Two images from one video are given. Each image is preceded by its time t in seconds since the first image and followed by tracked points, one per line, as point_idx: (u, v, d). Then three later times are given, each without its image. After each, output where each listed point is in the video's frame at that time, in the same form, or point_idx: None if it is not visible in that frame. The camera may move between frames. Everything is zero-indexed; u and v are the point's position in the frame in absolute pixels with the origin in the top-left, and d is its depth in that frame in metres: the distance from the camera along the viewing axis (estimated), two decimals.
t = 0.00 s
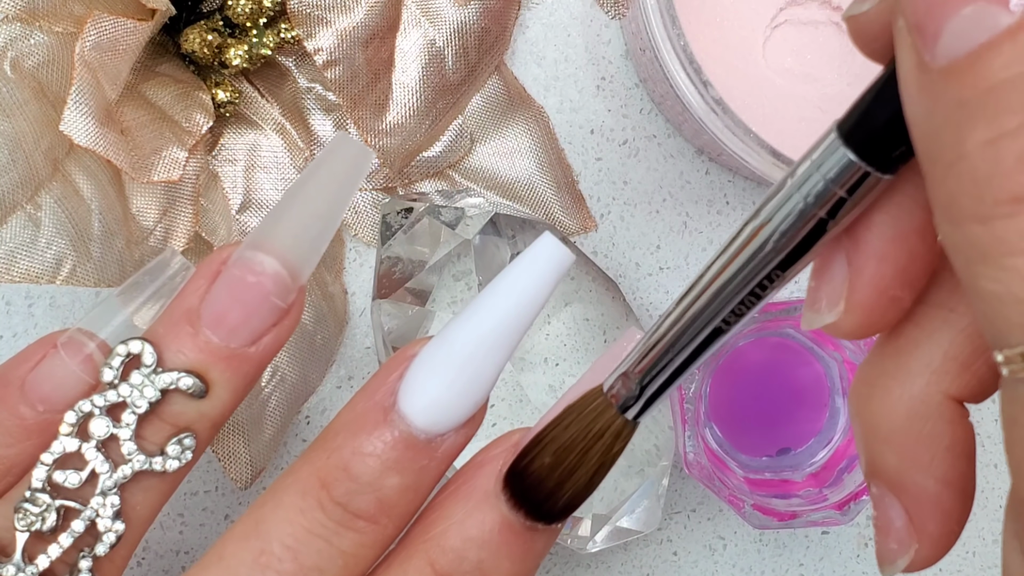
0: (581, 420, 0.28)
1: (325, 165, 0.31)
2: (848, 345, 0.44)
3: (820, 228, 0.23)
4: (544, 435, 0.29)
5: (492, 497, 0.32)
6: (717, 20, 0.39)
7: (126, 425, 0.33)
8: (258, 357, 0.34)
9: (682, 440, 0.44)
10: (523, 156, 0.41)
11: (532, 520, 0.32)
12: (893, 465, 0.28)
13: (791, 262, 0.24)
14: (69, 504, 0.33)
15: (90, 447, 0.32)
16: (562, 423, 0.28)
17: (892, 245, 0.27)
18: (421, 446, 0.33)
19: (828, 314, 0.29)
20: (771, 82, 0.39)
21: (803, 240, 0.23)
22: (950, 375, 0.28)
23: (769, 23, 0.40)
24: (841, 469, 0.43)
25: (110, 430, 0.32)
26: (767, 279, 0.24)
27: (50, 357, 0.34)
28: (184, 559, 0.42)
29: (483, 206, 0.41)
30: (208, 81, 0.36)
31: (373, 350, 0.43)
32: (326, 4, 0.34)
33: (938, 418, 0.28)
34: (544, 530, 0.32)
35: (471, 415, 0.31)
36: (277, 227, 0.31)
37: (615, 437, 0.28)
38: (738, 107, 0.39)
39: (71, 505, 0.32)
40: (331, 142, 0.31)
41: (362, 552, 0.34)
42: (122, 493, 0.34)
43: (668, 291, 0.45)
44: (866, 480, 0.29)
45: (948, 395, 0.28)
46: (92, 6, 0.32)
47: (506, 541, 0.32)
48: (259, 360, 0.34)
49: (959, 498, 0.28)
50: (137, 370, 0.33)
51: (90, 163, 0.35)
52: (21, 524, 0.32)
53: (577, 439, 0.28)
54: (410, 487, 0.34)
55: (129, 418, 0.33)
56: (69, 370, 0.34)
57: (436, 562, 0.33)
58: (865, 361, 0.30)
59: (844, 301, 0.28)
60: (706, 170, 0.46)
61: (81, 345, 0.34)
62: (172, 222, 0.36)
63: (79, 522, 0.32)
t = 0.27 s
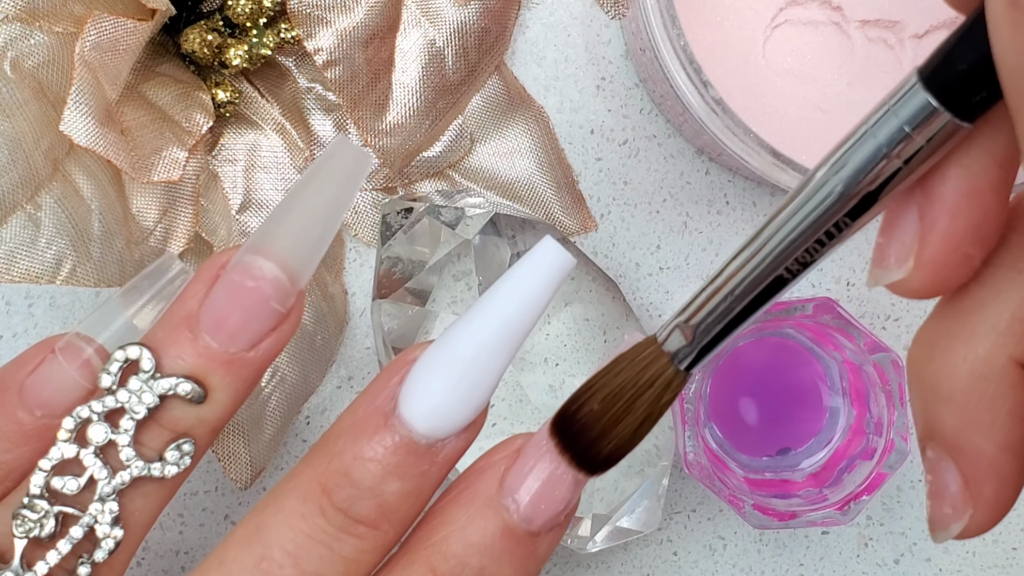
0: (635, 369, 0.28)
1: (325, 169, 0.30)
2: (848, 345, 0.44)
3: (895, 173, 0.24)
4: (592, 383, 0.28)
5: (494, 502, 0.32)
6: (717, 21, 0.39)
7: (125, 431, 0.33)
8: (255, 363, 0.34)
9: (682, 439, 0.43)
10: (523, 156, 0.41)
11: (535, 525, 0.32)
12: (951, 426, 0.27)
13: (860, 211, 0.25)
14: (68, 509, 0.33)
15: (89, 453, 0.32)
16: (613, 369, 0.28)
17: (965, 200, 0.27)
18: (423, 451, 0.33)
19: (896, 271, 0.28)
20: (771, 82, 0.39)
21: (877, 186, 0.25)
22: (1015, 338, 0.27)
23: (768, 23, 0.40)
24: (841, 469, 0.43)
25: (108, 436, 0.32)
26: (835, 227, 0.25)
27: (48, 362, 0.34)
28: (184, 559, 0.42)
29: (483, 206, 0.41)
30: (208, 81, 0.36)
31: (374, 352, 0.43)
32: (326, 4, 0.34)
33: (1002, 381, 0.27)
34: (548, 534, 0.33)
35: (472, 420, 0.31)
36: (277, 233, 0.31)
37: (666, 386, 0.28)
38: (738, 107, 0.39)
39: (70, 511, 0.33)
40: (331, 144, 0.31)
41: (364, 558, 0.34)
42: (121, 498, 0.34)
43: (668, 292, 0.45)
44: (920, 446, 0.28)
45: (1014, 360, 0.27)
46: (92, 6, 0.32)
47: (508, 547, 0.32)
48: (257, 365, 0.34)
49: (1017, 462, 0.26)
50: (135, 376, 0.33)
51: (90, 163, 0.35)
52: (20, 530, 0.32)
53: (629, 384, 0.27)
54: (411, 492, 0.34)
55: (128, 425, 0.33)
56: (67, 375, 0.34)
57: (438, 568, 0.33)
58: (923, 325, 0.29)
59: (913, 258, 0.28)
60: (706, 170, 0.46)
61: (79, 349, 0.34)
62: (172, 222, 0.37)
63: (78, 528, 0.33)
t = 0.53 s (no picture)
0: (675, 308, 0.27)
1: (322, 170, 0.31)
2: (848, 345, 0.44)
3: (927, 131, 0.23)
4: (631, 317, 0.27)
5: (491, 506, 0.32)
6: (717, 21, 0.39)
7: (121, 432, 0.33)
8: (253, 364, 0.34)
9: (682, 439, 0.43)
10: (523, 156, 0.41)
11: (533, 528, 0.32)
12: (978, 379, 0.26)
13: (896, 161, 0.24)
14: (63, 511, 0.32)
15: (84, 454, 0.32)
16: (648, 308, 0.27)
17: (1001, 152, 0.25)
18: (419, 453, 0.33)
19: (929, 221, 0.27)
20: (771, 82, 0.39)
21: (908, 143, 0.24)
22: None
23: (769, 23, 0.39)
24: (841, 469, 0.43)
25: (104, 437, 0.32)
26: (869, 180, 0.25)
27: (45, 363, 0.34)
28: (184, 559, 0.42)
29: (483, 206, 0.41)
30: (208, 81, 0.36)
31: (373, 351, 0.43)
32: (326, 4, 0.34)
33: None
34: (547, 537, 0.33)
35: (469, 422, 0.31)
36: (274, 231, 0.31)
37: (703, 323, 0.27)
38: (739, 107, 0.39)
39: (66, 512, 0.32)
40: (330, 146, 0.31)
41: (362, 560, 0.34)
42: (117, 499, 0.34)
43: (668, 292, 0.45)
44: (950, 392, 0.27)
45: None
46: (92, 6, 0.32)
47: (505, 551, 0.32)
48: (254, 367, 0.34)
49: None
50: (131, 377, 0.33)
51: (90, 163, 0.35)
52: (14, 532, 0.32)
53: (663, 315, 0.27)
54: (408, 494, 0.34)
55: (123, 426, 0.33)
56: (63, 376, 0.34)
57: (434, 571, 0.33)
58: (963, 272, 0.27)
59: (946, 209, 0.26)
60: (706, 170, 0.46)
61: (75, 350, 0.34)
62: (172, 222, 0.37)
63: (74, 529, 0.32)
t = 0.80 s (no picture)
0: (656, 412, 0.26)
1: (313, 155, 0.31)
2: (848, 345, 0.44)
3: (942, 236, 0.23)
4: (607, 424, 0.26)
5: (470, 490, 0.32)
6: (717, 21, 0.39)
7: (109, 412, 0.33)
8: (241, 346, 0.34)
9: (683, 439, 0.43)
10: (523, 156, 0.41)
11: (512, 511, 0.32)
12: (971, 455, 0.26)
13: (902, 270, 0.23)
14: (53, 490, 0.33)
15: (74, 433, 0.32)
16: (632, 414, 0.26)
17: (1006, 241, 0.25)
18: (403, 436, 0.33)
19: (928, 310, 0.26)
20: (771, 82, 0.39)
21: (922, 246, 0.23)
22: None
23: (769, 23, 0.39)
24: (841, 469, 0.43)
25: (93, 416, 0.32)
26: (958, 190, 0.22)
27: (38, 347, 0.34)
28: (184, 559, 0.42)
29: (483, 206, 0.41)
30: (208, 81, 0.36)
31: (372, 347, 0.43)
32: (326, 4, 0.34)
33: None
34: (533, 517, 0.33)
35: (453, 404, 0.31)
36: (263, 218, 0.31)
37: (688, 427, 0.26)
38: (739, 107, 0.39)
39: (55, 491, 0.33)
40: (318, 131, 0.32)
41: (345, 542, 0.35)
42: (105, 479, 0.34)
43: (668, 291, 0.46)
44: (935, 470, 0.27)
45: None
46: (92, 6, 0.32)
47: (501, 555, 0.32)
48: (243, 349, 0.34)
49: None
50: (121, 357, 0.33)
51: (90, 163, 0.35)
52: (3, 510, 0.32)
53: (652, 432, 0.25)
54: (392, 476, 0.34)
55: (113, 405, 0.33)
56: (56, 360, 0.34)
57: (412, 555, 0.33)
58: (937, 352, 0.27)
59: (946, 298, 0.26)
60: (706, 170, 0.46)
61: (68, 334, 0.34)
62: (172, 222, 0.37)
63: (62, 507, 0.32)
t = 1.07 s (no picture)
0: (583, 438, 0.26)
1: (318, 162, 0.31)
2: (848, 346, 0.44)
3: (844, 274, 0.21)
4: (539, 446, 0.27)
5: (468, 493, 0.32)
6: (717, 20, 0.39)
7: (116, 416, 0.33)
8: (249, 352, 0.34)
9: (682, 440, 0.44)
10: (523, 156, 0.41)
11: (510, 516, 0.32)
12: (885, 479, 0.27)
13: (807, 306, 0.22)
14: (59, 493, 0.32)
15: (81, 437, 0.32)
16: (561, 438, 0.27)
17: (910, 271, 0.25)
18: (408, 442, 0.33)
19: (835, 337, 0.27)
20: (771, 82, 0.39)
21: (826, 281, 0.21)
22: (947, 392, 0.27)
23: (769, 23, 0.40)
24: (841, 469, 0.43)
25: (100, 420, 0.32)
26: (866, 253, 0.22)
27: (47, 350, 0.34)
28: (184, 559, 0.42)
29: (483, 206, 0.41)
30: (208, 81, 0.36)
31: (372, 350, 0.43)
32: (326, 4, 0.34)
33: (934, 434, 0.27)
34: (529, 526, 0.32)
35: (459, 412, 0.31)
36: (270, 224, 0.31)
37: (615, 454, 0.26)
38: (739, 107, 0.39)
39: (61, 494, 0.32)
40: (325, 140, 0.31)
41: (347, 548, 0.34)
42: (112, 483, 0.34)
43: (668, 292, 0.45)
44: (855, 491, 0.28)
45: (945, 413, 0.28)
46: (92, 6, 0.32)
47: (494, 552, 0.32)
48: (250, 355, 0.34)
49: (952, 514, 0.27)
50: (128, 361, 0.33)
51: (90, 163, 0.35)
52: (9, 512, 0.32)
53: (578, 457, 0.26)
54: (397, 483, 0.34)
55: (120, 409, 0.33)
56: (64, 363, 0.34)
57: (408, 557, 0.33)
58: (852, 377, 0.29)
59: (852, 325, 0.26)
60: (706, 170, 0.46)
61: (78, 338, 0.34)
62: (172, 223, 0.36)
63: (68, 511, 0.32)
